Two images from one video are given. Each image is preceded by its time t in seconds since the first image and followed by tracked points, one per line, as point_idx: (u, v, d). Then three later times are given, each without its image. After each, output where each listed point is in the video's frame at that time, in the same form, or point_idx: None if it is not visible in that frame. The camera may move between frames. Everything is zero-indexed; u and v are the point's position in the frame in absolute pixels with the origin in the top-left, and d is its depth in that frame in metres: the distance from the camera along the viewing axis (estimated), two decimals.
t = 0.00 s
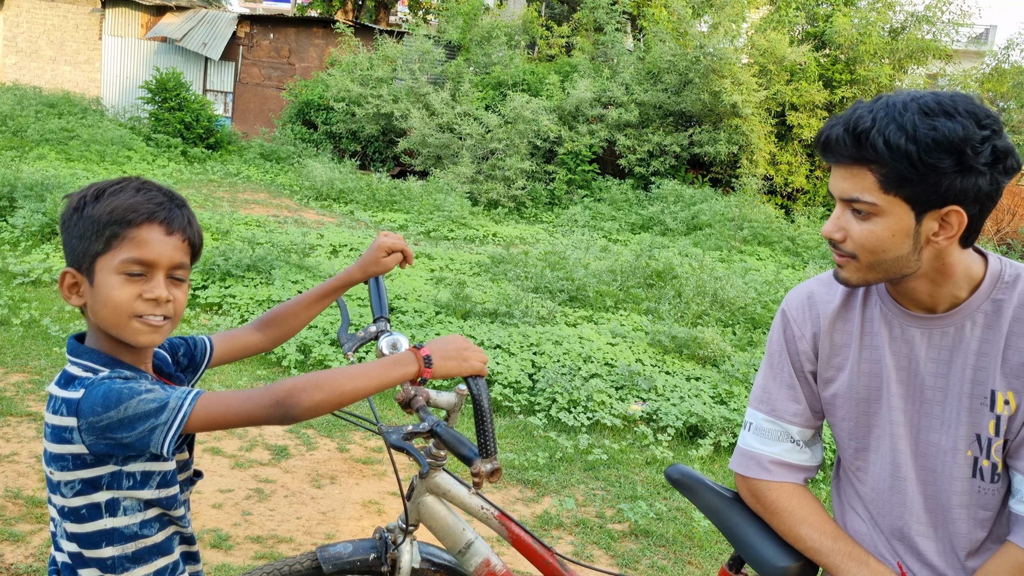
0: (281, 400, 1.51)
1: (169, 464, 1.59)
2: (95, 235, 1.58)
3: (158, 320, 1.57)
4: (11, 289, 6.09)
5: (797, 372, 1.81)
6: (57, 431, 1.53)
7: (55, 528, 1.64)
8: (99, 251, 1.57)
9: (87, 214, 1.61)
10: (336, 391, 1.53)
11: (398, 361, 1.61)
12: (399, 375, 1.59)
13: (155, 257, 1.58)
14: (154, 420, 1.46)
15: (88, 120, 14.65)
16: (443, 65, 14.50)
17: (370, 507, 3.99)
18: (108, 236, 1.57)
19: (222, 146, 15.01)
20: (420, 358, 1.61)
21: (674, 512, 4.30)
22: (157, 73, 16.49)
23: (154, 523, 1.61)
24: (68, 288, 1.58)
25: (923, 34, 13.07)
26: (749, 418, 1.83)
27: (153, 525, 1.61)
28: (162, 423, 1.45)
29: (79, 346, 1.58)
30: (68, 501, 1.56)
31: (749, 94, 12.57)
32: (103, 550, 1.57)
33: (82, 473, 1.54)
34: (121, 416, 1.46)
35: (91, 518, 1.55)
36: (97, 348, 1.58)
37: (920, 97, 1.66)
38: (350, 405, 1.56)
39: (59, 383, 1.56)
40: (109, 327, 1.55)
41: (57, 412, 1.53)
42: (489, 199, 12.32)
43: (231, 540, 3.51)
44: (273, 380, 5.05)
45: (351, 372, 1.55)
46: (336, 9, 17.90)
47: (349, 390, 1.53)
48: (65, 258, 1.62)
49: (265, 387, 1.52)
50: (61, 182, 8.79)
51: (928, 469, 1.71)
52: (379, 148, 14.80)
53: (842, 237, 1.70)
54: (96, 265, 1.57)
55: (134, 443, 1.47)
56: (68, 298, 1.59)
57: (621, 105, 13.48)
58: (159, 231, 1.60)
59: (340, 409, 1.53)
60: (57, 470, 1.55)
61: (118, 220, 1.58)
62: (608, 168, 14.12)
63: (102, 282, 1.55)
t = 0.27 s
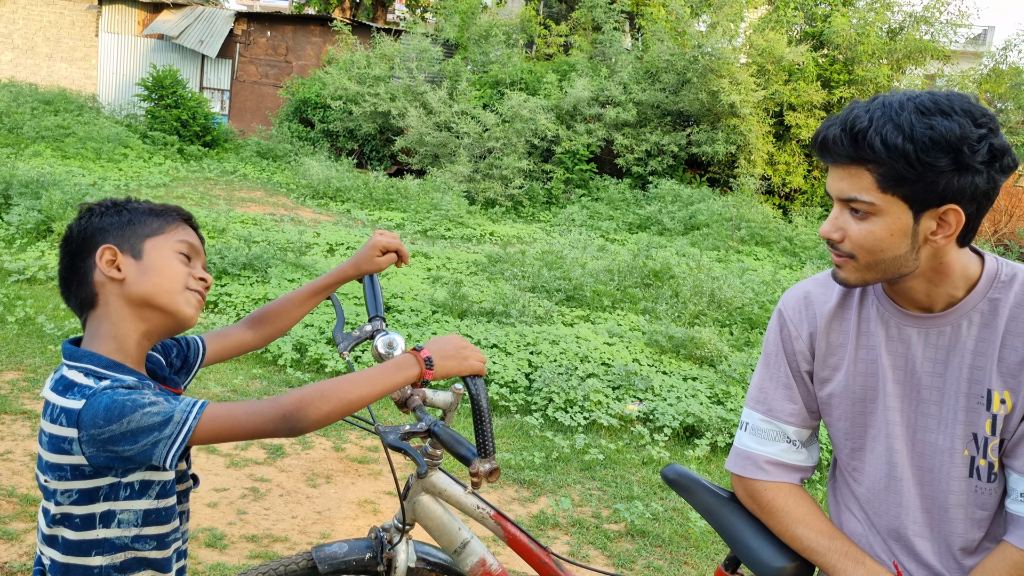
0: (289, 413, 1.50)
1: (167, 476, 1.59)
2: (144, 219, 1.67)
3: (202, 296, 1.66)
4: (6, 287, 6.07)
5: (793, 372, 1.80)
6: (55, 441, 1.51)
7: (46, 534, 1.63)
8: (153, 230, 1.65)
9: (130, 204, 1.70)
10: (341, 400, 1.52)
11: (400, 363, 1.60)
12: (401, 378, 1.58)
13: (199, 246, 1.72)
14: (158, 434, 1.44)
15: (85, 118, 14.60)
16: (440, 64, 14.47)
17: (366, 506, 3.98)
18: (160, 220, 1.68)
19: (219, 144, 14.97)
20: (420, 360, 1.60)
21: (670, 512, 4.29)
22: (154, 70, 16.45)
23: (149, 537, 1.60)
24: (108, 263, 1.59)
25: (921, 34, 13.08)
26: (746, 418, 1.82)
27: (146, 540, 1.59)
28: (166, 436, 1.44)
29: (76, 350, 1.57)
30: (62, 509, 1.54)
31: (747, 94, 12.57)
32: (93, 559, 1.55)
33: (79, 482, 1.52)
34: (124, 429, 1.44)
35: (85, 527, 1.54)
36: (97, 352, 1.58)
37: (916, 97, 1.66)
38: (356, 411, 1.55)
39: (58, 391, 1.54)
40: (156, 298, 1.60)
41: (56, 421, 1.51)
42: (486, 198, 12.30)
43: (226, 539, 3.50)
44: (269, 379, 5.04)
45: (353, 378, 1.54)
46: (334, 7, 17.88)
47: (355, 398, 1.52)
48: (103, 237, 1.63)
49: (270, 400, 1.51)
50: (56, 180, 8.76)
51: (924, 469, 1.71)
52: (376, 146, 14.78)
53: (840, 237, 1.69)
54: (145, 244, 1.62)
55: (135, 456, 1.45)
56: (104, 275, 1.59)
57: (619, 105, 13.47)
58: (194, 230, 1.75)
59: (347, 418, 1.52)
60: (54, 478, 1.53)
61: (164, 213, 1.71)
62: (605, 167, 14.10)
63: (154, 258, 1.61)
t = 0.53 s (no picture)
0: (285, 412, 1.52)
1: (162, 475, 1.60)
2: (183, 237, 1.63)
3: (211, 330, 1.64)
4: (6, 285, 6.07)
5: (793, 373, 1.81)
6: (52, 437, 1.52)
7: (36, 525, 1.63)
8: (185, 251, 1.61)
9: (174, 215, 1.66)
10: (334, 397, 1.53)
11: (397, 363, 1.60)
12: (399, 378, 1.59)
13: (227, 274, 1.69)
14: (155, 433, 1.46)
15: (85, 115, 14.60)
16: (441, 63, 14.48)
17: (366, 505, 3.98)
18: (197, 242, 1.64)
19: (219, 142, 14.96)
20: (418, 360, 1.61)
21: (669, 512, 4.30)
22: (155, 68, 16.45)
23: (140, 536, 1.60)
24: (133, 274, 1.56)
25: (921, 37, 13.09)
26: (746, 419, 1.83)
27: (138, 540, 1.60)
28: (164, 435, 1.46)
29: (75, 347, 1.57)
30: (56, 504, 1.54)
31: (748, 96, 12.58)
32: (86, 554, 1.56)
33: (75, 478, 1.53)
34: (122, 428, 1.45)
35: (79, 523, 1.55)
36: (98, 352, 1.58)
37: (921, 98, 1.67)
38: (352, 410, 1.56)
39: (56, 388, 1.54)
40: (167, 326, 1.59)
41: (55, 418, 1.51)
42: (487, 198, 12.31)
43: (225, 537, 3.50)
44: (269, 378, 5.05)
45: (350, 378, 1.55)
46: (335, 6, 17.89)
47: (350, 397, 1.53)
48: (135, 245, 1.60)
49: (266, 398, 1.53)
50: (57, 178, 8.77)
51: (924, 471, 1.72)
52: (376, 145, 14.80)
53: (843, 238, 1.69)
54: (175, 264, 1.60)
55: (132, 454, 1.46)
56: (125, 283, 1.57)
57: (619, 105, 13.47)
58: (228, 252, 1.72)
59: (342, 417, 1.54)
60: (49, 474, 1.54)
61: (206, 232, 1.67)
62: (605, 168, 14.11)
63: (178, 281, 1.59)
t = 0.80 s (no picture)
0: (280, 409, 1.52)
1: (161, 472, 1.60)
2: (174, 263, 1.55)
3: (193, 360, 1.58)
4: (6, 284, 6.07)
5: (793, 375, 1.81)
6: (53, 433, 1.52)
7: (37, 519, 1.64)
8: (172, 280, 1.54)
9: (173, 240, 1.58)
10: (329, 395, 1.54)
11: (395, 364, 1.60)
12: (396, 379, 1.58)
13: (220, 307, 1.59)
14: (154, 432, 1.46)
15: (87, 115, 14.62)
16: (442, 64, 14.51)
17: (365, 506, 3.99)
18: (188, 274, 1.55)
19: (220, 143, 14.98)
20: (416, 361, 1.60)
21: (669, 514, 4.30)
22: (156, 68, 16.47)
23: (139, 531, 1.61)
24: (116, 294, 1.53)
25: (922, 40, 13.08)
26: (746, 421, 1.83)
27: (136, 534, 1.61)
28: (163, 434, 1.46)
29: (79, 346, 1.56)
30: (56, 499, 1.55)
31: (748, 98, 12.60)
32: (85, 548, 1.57)
33: (74, 474, 1.53)
34: (123, 427, 1.45)
35: (78, 517, 1.55)
36: (100, 352, 1.57)
37: (926, 101, 1.67)
38: (349, 409, 1.57)
39: (58, 387, 1.54)
40: (145, 351, 1.55)
41: (56, 415, 1.51)
42: (487, 199, 12.31)
43: (225, 537, 3.51)
44: (269, 378, 5.05)
45: (348, 377, 1.56)
46: (336, 7, 17.90)
47: (346, 396, 1.54)
48: (125, 265, 1.56)
49: (263, 396, 1.54)
50: (58, 177, 8.78)
51: (923, 473, 1.72)
52: (377, 146, 14.82)
53: (844, 240, 1.70)
54: (162, 290, 1.54)
55: (132, 453, 1.47)
56: (109, 301, 1.54)
57: (620, 107, 13.47)
58: (235, 282, 1.61)
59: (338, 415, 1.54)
60: (49, 469, 1.54)
61: (208, 261, 1.58)
62: (606, 170, 14.12)
63: (161, 308, 1.53)
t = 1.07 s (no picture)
0: (273, 400, 1.52)
1: (158, 464, 1.59)
2: (150, 266, 1.54)
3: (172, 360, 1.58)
4: (6, 281, 6.07)
5: (792, 376, 1.81)
6: (50, 425, 1.53)
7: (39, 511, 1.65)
8: (148, 283, 1.53)
9: (152, 242, 1.57)
10: (323, 390, 1.53)
11: (390, 361, 1.60)
12: (392, 375, 1.58)
13: (198, 311, 1.57)
14: (149, 423, 1.47)
15: (87, 112, 14.62)
16: (443, 64, 14.51)
17: (364, 505, 3.99)
18: (163, 277, 1.54)
19: (221, 141, 14.98)
20: (413, 359, 1.60)
21: (667, 515, 4.31)
22: (157, 66, 16.47)
23: (137, 523, 1.61)
24: (97, 291, 1.54)
25: (924, 42, 13.08)
26: (744, 421, 1.84)
27: (134, 526, 1.60)
28: (158, 425, 1.47)
29: (78, 339, 1.55)
30: (54, 490, 1.56)
31: (749, 99, 12.60)
32: (84, 539, 1.57)
33: (72, 465, 1.53)
34: (118, 418, 1.46)
35: (76, 508, 1.56)
36: (98, 345, 1.56)
37: (929, 100, 1.68)
38: (343, 404, 1.56)
39: (56, 379, 1.54)
40: (125, 349, 1.56)
41: (53, 407, 1.52)
42: (487, 199, 12.30)
43: (223, 535, 3.51)
44: (268, 377, 5.06)
45: (340, 371, 1.55)
46: (338, 6, 17.90)
47: (339, 390, 1.53)
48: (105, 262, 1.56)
49: (257, 387, 1.53)
50: (59, 174, 8.78)
51: (920, 475, 1.72)
52: (378, 145, 14.83)
53: (843, 235, 1.71)
54: (141, 291, 1.53)
55: (127, 444, 1.48)
56: (92, 298, 1.55)
57: (621, 107, 13.47)
58: (215, 285, 1.59)
59: (331, 409, 1.53)
60: (47, 460, 1.55)
61: (186, 265, 1.56)
62: (606, 170, 14.13)
63: (138, 309, 1.53)
